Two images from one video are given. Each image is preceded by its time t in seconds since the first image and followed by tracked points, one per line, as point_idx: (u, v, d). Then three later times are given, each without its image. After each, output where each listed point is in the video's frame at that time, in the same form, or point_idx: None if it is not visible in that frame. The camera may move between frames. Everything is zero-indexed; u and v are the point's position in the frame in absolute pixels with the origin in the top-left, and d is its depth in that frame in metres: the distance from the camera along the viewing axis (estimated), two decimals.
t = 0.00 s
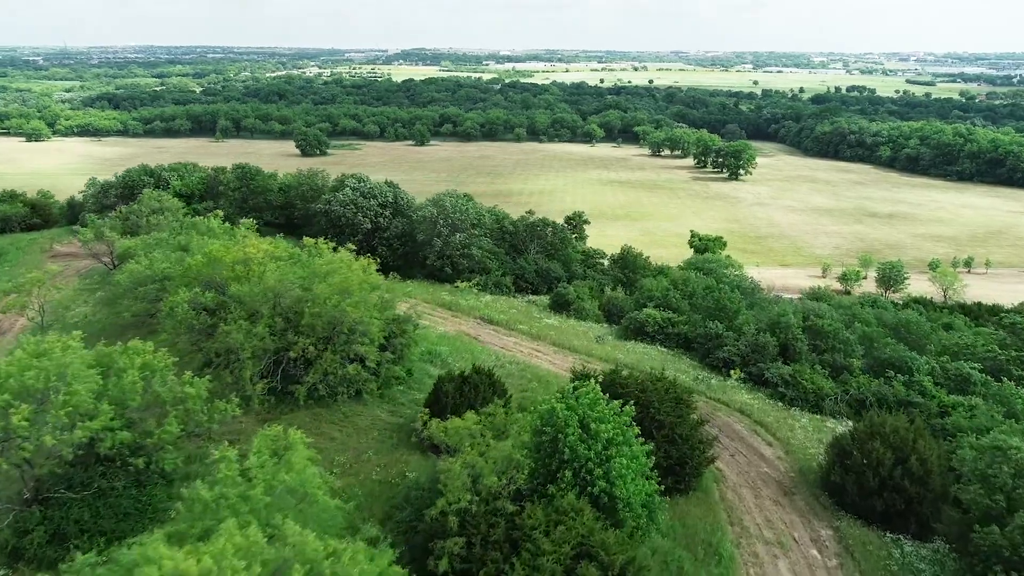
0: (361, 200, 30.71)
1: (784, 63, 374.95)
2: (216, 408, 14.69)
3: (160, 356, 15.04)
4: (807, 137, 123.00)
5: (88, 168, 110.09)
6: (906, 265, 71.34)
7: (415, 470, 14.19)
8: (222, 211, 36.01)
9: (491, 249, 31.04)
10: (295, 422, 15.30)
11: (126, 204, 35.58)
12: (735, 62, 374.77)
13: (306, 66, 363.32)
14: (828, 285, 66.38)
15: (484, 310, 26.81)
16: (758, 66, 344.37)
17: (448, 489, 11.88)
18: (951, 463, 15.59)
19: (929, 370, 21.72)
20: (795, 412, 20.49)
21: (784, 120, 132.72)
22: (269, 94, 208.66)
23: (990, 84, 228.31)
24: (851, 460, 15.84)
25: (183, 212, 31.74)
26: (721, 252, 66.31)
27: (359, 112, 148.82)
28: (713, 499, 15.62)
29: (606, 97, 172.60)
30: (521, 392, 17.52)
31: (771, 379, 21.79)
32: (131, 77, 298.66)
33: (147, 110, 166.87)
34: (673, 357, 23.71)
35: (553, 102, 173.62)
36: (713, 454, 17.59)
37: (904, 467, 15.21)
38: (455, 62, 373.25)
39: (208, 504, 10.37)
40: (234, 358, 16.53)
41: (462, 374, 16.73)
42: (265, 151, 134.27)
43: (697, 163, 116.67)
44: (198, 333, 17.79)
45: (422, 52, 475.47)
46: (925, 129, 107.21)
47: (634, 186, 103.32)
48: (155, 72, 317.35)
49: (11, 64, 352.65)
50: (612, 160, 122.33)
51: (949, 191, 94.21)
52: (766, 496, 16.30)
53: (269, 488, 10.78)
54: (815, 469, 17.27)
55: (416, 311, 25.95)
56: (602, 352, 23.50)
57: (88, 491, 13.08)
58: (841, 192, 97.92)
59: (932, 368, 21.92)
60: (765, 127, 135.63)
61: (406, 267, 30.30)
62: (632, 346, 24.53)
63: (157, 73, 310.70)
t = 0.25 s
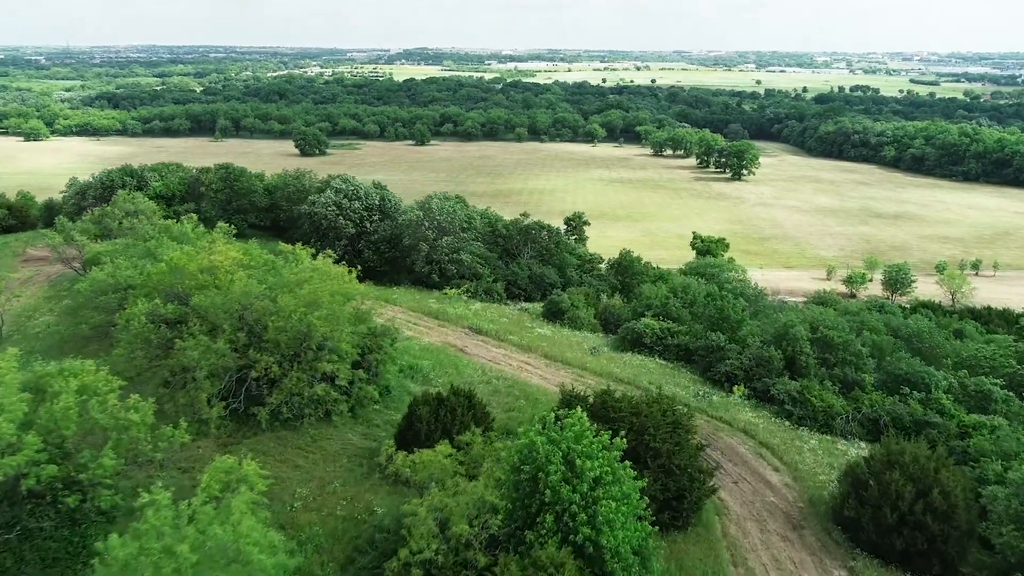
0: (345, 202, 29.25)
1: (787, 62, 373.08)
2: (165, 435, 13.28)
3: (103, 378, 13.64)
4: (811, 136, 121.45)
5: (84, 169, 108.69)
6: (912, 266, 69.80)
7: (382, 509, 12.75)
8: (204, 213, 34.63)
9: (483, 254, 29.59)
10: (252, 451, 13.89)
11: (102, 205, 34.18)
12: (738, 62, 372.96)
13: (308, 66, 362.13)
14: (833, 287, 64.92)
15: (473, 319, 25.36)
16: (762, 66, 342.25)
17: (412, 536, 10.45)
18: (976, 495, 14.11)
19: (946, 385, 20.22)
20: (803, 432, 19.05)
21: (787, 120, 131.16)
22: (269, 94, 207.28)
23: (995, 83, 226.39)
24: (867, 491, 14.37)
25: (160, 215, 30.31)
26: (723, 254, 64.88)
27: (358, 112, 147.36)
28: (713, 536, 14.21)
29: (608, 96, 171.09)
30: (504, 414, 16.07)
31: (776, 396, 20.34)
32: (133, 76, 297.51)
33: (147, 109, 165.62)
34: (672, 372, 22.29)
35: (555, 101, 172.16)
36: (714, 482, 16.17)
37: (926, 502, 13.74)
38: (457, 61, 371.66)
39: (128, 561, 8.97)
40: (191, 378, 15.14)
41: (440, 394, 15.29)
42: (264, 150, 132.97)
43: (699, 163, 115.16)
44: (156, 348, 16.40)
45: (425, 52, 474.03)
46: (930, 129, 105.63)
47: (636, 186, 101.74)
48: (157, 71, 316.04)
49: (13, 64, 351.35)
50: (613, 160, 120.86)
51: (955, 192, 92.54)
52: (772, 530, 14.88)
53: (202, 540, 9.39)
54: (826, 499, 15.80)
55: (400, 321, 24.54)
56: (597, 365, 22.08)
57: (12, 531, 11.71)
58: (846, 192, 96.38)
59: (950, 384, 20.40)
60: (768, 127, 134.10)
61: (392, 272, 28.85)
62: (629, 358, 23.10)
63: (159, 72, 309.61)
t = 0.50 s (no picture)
0: (330, 204, 27.98)
1: (791, 62, 371.16)
2: (108, 464, 11.98)
3: (44, 401, 12.39)
4: (815, 137, 119.97)
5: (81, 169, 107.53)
6: (919, 269, 68.38)
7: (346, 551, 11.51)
8: (188, 214, 33.50)
9: (474, 258, 28.31)
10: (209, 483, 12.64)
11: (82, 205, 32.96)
12: (742, 62, 371.21)
13: (310, 66, 360.98)
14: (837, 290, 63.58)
15: (463, 328, 24.08)
16: (765, 66, 340.39)
17: None
18: (1005, 532, 12.79)
19: (966, 404, 18.85)
20: (811, 453, 17.73)
21: (791, 120, 129.71)
22: (270, 93, 206.10)
23: (1000, 83, 224.51)
24: (885, 526, 13.07)
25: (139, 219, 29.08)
26: (726, 256, 63.58)
27: (359, 111, 146.15)
28: None
29: (610, 96, 169.67)
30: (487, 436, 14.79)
31: (782, 413, 19.01)
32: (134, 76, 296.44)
33: (147, 109, 164.52)
34: (671, 387, 20.98)
35: (557, 101, 170.78)
36: (717, 512, 14.88)
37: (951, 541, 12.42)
38: (459, 61, 370.18)
39: None
40: (146, 399, 13.88)
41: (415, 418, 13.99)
42: (264, 150, 131.77)
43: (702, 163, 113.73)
44: (114, 364, 15.16)
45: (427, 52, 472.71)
46: (935, 129, 104.12)
47: (638, 186, 100.37)
48: (158, 70, 314.94)
49: (18, 63, 350.34)
50: (615, 160, 119.50)
51: (961, 192, 90.98)
52: (781, 567, 13.60)
53: None
54: (839, 532, 14.47)
55: (383, 331, 23.24)
56: (591, 379, 20.79)
57: None
58: (851, 193, 94.94)
59: (968, 401, 19.07)
60: (771, 127, 132.65)
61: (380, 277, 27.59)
62: (626, 372, 21.81)
63: (160, 72, 308.60)
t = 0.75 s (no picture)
0: (312, 207, 26.52)
1: (796, 62, 368.54)
2: (27, 505, 10.50)
3: None
4: (820, 137, 118.24)
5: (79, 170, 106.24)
6: (927, 271, 66.68)
7: None
8: (170, 217, 32.20)
9: (464, 264, 26.84)
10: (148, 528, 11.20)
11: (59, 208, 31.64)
12: (747, 62, 368.80)
13: (313, 66, 359.71)
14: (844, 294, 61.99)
15: (450, 340, 22.62)
16: (770, 66, 337.88)
17: None
18: None
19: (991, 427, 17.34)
20: (824, 482, 16.23)
21: (796, 120, 127.99)
22: (272, 93, 204.77)
23: (1008, 83, 222.11)
24: None
25: (112, 222, 27.65)
26: (731, 258, 62.04)
27: (361, 111, 144.76)
28: None
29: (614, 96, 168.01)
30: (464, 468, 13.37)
31: (792, 436, 17.50)
32: (138, 75, 295.45)
33: (148, 108, 163.34)
34: (671, 406, 19.49)
35: (560, 100, 169.19)
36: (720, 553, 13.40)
37: None
38: (462, 61, 368.52)
39: None
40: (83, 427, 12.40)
41: (383, 449, 12.53)
42: (264, 150, 130.45)
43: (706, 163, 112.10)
44: (55, 385, 13.70)
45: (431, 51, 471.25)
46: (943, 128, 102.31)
47: (642, 187, 98.77)
48: (162, 70, 313.92)
49: (22, 63, 349.48)
50: (619, 160, 117.91)
51: (969, 193, 89.21)
52: None
53: None
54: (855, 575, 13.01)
55: (364, 344, 21.79)
56: (584, 397, 19.31)
57: None
58: (857, 193, 93.23)
59: (994, 424, 17.55)
60: (776, 127, 130.93)
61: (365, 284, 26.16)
62: (623, 388, 20.32)
63: (164, 72, 307.57)
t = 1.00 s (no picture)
0: (294, 208, 25.30)
1: (800, 62, 366.19)
2: None
3: None
4: (825, 136, 116.73)
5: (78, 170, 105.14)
6: (935, 274, 65.16)
7: None
8: (150, 219, 31.07)
9: (454, 270, 25.61)
10: None
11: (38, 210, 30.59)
12: (751, 62, 366.21)
13: (317, 65, 358.75)
14: (850, 297, 60.52)
15: (436, 350, 21.37)
16: (775, 66, 335.45)
17: None
18: None
19: (1016, 451, 16.00)
20: (835, 511, 14.95)
21: (801, 119, 126.49)
22: (274, 93, 203.55)
23: (1014, 83, 220.08)
24: None
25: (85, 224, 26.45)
26: (735, 261, 60.80)
27: (362, 110, 143.50)
28: None
29: (617, 96, 166.66)
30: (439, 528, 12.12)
31: (800, 460, 16.19)
32: (141, 75, 294.52)
33: (150, 108, 162.25)
34: (670, 424, 18.19)
35: (563, 100, 167.86)
36: None
37: None
38: (466, 61, 366.56)
39: None
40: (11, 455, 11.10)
41: (346, 483, 11.28)
42: (265, 150, 129.33)
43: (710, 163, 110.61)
44: None
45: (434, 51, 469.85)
46: (950, 128, 100.75)
47: (645, 187, 97.39)
48: (165, 70, 313.05)
49: (25, 62, 348.68)
50: (622, 159, 116.54)
51: (977, 194, 87.63)
52: None
53: None
54: None
55: (345, 356, 20.53)
56: (577, 414, 18.03)
57: None
58: (863, 194, 91.76)
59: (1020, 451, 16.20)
60: (781, 127, 129.39)
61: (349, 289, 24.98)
62: (619, 405, 19.01)
63: (167, 71, 306.53)
